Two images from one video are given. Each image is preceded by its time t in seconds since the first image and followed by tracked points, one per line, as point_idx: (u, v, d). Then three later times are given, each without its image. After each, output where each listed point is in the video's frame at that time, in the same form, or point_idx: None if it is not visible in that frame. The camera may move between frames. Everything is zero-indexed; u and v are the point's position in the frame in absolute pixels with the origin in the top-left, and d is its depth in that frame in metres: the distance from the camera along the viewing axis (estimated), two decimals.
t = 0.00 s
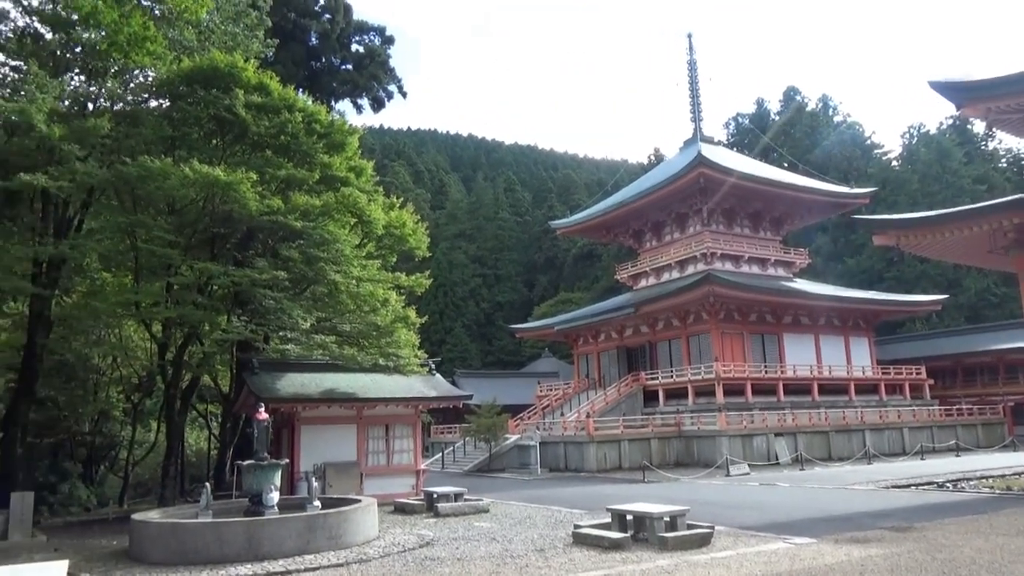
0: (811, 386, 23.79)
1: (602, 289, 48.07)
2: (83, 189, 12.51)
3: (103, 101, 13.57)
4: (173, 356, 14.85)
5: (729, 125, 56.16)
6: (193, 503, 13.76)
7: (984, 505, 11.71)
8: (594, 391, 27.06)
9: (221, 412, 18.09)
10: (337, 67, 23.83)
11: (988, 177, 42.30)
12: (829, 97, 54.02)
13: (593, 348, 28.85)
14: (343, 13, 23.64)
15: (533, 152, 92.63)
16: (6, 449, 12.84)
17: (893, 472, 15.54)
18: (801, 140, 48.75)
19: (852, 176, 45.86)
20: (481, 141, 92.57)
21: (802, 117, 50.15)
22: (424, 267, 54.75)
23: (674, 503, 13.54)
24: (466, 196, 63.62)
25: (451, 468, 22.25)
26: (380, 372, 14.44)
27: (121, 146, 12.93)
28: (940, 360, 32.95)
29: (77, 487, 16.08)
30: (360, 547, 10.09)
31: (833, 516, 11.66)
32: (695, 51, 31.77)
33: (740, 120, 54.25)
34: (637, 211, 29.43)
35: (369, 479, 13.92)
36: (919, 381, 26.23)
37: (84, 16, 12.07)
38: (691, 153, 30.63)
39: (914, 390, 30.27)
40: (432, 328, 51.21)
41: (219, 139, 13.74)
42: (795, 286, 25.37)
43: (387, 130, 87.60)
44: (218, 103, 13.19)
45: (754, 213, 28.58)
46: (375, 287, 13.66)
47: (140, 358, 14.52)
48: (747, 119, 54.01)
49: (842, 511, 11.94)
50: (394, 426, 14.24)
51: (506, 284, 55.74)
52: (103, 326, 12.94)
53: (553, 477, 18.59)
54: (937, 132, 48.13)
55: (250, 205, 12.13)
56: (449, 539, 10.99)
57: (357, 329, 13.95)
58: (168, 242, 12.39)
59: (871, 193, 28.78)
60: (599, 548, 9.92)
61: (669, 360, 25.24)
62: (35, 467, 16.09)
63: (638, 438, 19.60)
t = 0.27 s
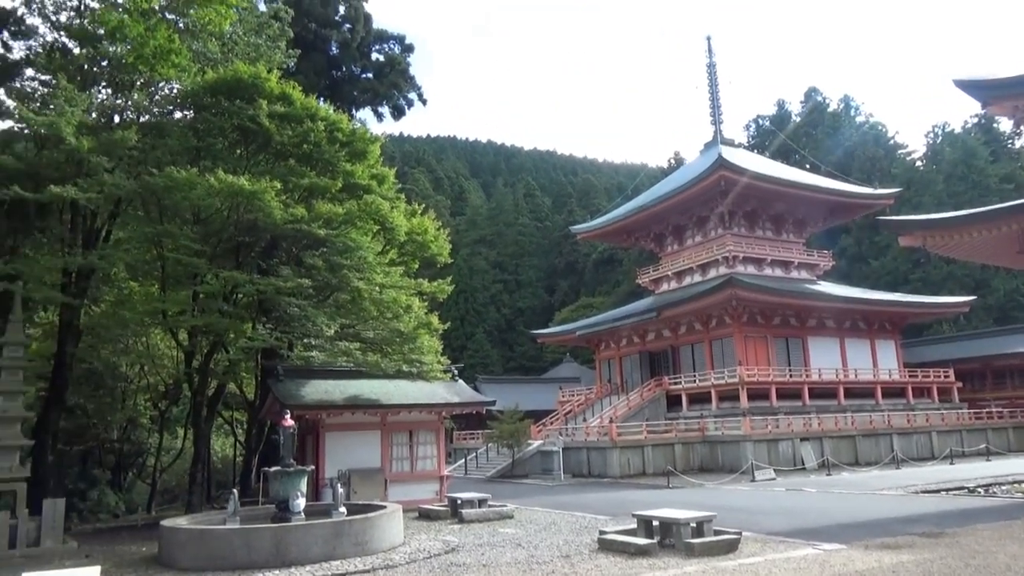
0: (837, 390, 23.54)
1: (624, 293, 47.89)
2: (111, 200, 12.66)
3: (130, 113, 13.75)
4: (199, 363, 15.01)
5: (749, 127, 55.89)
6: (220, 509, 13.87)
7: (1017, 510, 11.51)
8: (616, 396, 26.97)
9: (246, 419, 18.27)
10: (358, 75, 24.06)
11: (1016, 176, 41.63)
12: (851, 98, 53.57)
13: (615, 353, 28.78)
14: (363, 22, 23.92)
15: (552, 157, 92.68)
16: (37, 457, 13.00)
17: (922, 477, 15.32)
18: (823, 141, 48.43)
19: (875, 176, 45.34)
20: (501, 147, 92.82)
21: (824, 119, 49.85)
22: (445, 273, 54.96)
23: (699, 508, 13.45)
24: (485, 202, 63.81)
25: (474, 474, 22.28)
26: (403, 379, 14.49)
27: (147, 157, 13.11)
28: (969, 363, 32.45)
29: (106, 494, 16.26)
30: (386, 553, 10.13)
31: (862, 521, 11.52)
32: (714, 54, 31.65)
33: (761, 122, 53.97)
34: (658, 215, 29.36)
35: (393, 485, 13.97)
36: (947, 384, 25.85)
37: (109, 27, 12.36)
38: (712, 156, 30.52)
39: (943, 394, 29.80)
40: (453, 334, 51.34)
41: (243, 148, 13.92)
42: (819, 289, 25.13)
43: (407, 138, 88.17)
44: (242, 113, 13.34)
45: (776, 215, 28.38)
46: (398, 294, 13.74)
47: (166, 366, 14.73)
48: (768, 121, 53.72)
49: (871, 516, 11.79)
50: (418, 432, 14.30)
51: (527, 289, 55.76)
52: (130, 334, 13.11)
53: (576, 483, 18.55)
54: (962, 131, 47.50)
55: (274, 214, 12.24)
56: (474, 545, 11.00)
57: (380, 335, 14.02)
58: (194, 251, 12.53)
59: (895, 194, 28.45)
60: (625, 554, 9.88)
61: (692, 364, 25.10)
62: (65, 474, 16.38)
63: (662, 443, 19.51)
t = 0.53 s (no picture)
0: (858, 392, 23.31)
1: (641, 296, 47.73)
2: (133, 207, 12.80)
3: (150, 121, 13.89)
4: (220, 368, 15.15)
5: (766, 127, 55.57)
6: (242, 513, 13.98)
7: None
8: (635, 399, 26.88)
9: (267, 423, 18.42)
10: (374, 81, 24.22)
11: None
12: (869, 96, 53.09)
13: (633, 355, 28.70)
14: (378, 28, 24.07)
15: (568, 160, 92.63)
16: (62, 462, 13.14)
17: (947, 479, 15.11)
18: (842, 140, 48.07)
19: (896, 174, 44.85)
20: (516, 150, 92.90)
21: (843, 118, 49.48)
22: (462, 277, 55.09)
23: (720, 511, 13.36)
24: (502, 206, 63.90)
25: (493, 477, 22.29)
26: (422, 382, 14.54)
27: (167, 165, 13.24)
28: (994, 363, 31.99)
29: (129, 498, 16.42)
30: (407, 556, 10.14)
31: (886, 524, 11.39)
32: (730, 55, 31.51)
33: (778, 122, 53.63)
34: (675, 217, 29.27)
35: (413, 488, 14.01)
36: (971, 385, 25.51)
37: (131, 38, 12.36)
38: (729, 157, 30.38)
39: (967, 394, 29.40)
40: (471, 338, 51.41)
41: (262, 155, 14.05)
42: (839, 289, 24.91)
43: (423, 142, 88.53)
44: (260, 120, 13.49)
45: (795, 216, 28.18)
46: (415, 298, 13.79)
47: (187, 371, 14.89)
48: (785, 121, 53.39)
49: (895, 519, 11.65)
50: (437, 435, 14.33)
51: (544, 292, 55.72)
52: (152, 339, 13.27)
53: (596, 486, 18.50)
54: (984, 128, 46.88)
55: (294, 220, 12.33)
56: (495, 548, 11.00)
57: (398, 339, 14.06)
58: (214, 257, 12.64)
59: (915, 193, 28.13)
60: (646, 557, 9.83)
61: (711, 366, 24.95)
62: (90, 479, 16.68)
63: (682, 446, 19.43)
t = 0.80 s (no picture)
0: (883, 392, 23.02)
1: (661, 296, 47.49)
2: (156, 213, 12.95)
3: (172, 127, 14.05)
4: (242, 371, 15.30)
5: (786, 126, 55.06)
6: (265, 515, 14.09)
7: None
8: (656, 400, 26.73)
9: (288, 426, 18.60)
10: (392, 85, 24.33)
11: None
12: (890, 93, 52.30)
13: (653, 356, 28.57)
14: (395, 31, 24.18)
15: (587, 161, 92.41)
16: (88, 465, 13.32)
17: (975, 480, 14.85)
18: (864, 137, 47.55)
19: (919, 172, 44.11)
20: (535, 152, 92.88)
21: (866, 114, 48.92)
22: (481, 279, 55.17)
23: (742, 513, 13.24)
24: (520, 208, 63.90)
25: (514, 479, 22.29)
26: (442, 385, 14.56)
27: (189, 170, 13.37)
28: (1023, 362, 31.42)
29: (155, 501, 16.74)
30: (428, 558, 10.15)
31: (913, 525, 11.21)
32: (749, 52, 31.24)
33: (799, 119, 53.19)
34: (695, 217, 29.10)
35: (434, 490, 14.04)
36: (999, 384, 25.09)
37: (153, 46, 12.53)
38: (749, 155, 30.16)
39: (995, 394, 28.90)
40: (490, 340, 51.47)
41: (282, 160, 14.16)
42: (863, 288, 24.60)
43: (442, 145, 88.78)
44: (280, 125, 13.59)
45: (816, 214, 27.89)
46: (435, 300, 13.83)
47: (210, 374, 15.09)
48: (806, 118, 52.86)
49: (921, 520, 11.48)
50: (457, 437, 14.35)
51: (563, 294, 55.63)
52: (176, 343, 13.42)
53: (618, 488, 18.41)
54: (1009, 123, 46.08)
55: (313, 223, 12.42)
56: (516, 550, 10.98)
57: (418, 341, 14.11)
58: (236, 262, 12.75)
59: (939, 190, 27.72)
60: (668, 559, 9.76)
61: (733, 367, 24.75)
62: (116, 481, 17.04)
63: (703, 447, 19.30)
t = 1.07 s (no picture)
0: (903, 389, 22.76)
1: (677, 294, 47.25)
2: (172, 213, 13.03)
3: (188, 128, 14.15)
4: (259, 370, 15.41)
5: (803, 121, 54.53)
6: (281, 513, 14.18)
7: None
8: (672, 398, 26.60)
9: (305, 425, 18.71)
10: (407, 84, 24.37)
11: None
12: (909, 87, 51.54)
13: (669, 354, 28.44)
14: (409, 31, 24.20)
15: (602, 159, 92.12)
16: (108, 463, 13.46)
17: (997, 478, 14.62)
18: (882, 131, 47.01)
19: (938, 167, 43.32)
20: (549, 150, 92.72)
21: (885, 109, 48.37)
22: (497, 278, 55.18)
23: (759, 512, 13.13)
24: (536, 206, 63.82)
25: (530, 477, 22.29)
26: (457, 383, 14.57)
27: (205, 171, 13.47)
28: None
29: (172, 499, 17.22)
30: (442, 557, 10.15)
31: (932, 525, 11.06)
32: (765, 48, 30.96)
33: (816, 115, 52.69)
34: (711, 214, 28.90)
35: (449, 489, 14.05)
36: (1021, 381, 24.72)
37: (168, 47, 12.61)
38: (765, 151, 29.90)
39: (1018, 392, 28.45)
40: (506, 338, 51.47)
41: (296, 160, 14.21)
42: (882, 285, 24.32)
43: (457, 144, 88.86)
44: (294, 125, 13.62)
45: (834, 210, 27.60)
46: (449, 299, 13.83)
47: (228, 373, 15.20)
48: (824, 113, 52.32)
49: (941, 520, 11.33)
50: (472, 436, 14.35)
51: (579, 292, 55.52)
52: (193, 343, 13.51)
53: (634, 486, 18.35)
54: None
55: (327, 223, 12.46)
56: (530, 549, 10.96)
57: (432, 340, 14.11)
58: (251, 261, 12.82)
59: (959, 184, 27.33)
60: (684, 558, 9.70)
61: (750, 365, 24.57)
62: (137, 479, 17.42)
63: (720, 446, 19.18)
